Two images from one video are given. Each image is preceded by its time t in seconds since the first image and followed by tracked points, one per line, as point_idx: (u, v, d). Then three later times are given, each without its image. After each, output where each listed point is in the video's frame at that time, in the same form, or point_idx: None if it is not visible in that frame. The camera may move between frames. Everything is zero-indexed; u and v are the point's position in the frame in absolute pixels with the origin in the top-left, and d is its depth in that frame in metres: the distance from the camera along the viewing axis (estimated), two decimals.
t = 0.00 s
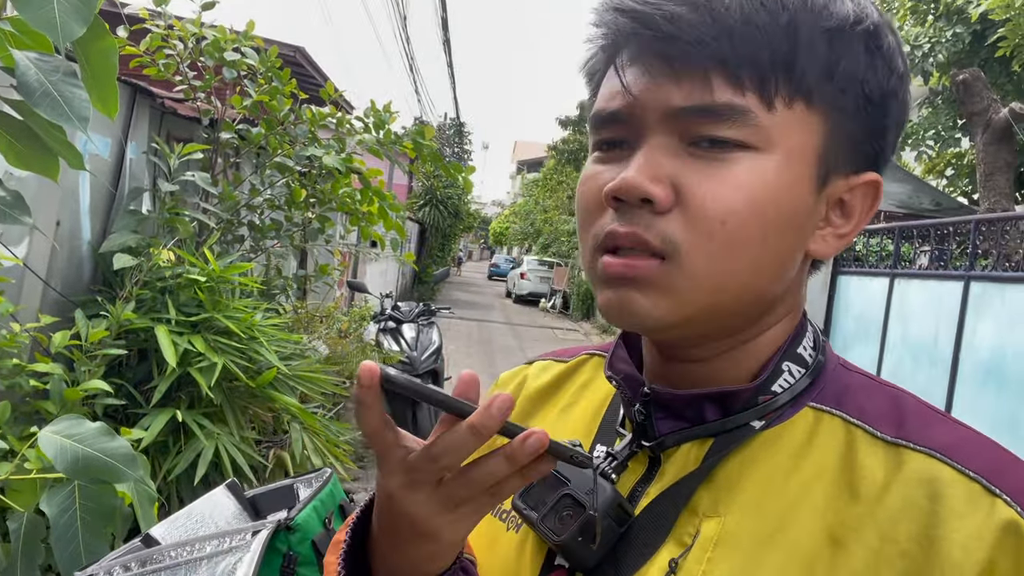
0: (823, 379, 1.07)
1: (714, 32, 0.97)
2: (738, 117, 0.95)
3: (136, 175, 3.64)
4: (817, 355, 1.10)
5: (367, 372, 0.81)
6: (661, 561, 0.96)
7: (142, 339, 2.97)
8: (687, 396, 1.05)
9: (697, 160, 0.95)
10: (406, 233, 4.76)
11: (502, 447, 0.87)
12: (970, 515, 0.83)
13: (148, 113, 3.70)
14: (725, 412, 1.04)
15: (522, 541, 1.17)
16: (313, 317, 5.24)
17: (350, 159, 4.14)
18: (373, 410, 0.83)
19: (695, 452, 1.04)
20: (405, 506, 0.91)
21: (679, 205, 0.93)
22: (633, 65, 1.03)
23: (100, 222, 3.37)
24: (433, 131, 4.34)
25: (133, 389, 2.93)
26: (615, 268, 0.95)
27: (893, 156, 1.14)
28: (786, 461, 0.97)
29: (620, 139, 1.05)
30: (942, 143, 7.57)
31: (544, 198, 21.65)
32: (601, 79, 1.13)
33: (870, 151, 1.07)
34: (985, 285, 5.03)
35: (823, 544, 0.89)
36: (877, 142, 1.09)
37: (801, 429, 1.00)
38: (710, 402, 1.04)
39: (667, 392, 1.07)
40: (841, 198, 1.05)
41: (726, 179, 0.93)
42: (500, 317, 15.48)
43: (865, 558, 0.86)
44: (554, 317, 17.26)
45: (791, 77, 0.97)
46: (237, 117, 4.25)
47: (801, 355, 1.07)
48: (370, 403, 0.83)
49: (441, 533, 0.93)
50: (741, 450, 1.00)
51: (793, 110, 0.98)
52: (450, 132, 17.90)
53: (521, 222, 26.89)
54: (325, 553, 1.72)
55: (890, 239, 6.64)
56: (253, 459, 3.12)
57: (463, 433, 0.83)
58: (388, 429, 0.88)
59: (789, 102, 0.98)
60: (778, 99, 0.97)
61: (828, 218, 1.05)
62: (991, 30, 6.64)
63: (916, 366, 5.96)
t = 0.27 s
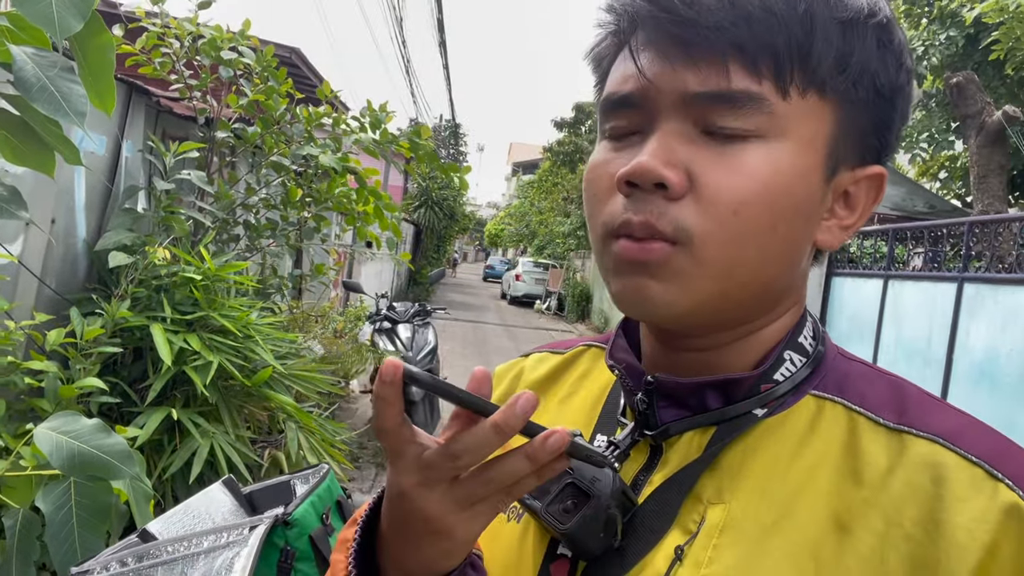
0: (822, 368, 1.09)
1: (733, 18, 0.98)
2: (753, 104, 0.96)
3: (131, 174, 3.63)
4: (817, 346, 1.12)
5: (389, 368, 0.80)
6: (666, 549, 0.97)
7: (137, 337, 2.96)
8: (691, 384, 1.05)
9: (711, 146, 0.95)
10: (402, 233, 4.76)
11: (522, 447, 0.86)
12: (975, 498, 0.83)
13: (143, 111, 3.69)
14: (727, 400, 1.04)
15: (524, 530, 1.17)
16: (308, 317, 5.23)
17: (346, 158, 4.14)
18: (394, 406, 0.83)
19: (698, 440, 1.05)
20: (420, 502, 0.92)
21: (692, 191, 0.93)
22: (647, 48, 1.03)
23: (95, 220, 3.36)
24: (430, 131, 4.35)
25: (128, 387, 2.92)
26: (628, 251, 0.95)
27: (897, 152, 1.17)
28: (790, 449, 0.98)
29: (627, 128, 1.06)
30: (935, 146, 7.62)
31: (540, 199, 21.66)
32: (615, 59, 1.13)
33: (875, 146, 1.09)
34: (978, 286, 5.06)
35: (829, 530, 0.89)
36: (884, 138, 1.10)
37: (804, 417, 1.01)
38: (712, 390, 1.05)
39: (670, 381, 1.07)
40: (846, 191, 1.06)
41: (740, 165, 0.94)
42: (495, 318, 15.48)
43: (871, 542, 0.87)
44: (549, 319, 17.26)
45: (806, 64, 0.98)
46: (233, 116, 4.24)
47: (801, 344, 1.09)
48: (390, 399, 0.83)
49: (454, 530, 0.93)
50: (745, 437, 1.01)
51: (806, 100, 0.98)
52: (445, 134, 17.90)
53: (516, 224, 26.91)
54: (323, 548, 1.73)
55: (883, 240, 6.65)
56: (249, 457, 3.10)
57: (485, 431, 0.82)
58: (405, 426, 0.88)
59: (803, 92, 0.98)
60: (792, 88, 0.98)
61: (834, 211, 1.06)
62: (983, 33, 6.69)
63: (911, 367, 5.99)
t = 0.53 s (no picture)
0: (808, 367, 1.09)
1: (720, 19, 1.00)
2: (739, 104, 0.97)
3: (125, 173, 3.62)
4: (803, 345, 1.13)
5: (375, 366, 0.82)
6: (652, 545, 0.98)
7: (131, 336, 2.95)
8: (678, 382, 1.06)
9: (696, 146, 0.97)
10: (396, 233, 4.76)
11: (507, 444, 0.87)
12: (955, 496, 0.85)
13: (137, 111, 3.68)
14: (713, 399, 1.05)
15: (512, 529, 1.19)
16: (302, 316, 5.23)
17: (340, 158, 4.14)
18: (379, 404, 0.85)
19: (684, 439, 1.06)
20: (407, 500, 0.93)
21: (679, 190, 0.94)
22: (636, 49, 1.04)
23: (88, 219, 3.35)
24: (424, 131, 4.36)
25: (121, 386, 2.92)
26: (614, 249, 0.96)
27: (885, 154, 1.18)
28: (774, 447, 0.99)
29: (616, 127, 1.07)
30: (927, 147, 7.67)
31: (534, 199, 21.69)
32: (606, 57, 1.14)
33: (861, 148, 1.10)
34: (969, 287, 5.10)
35: (811, 528, 0.90)
36: (870, 139, 1.11)
37: (788, 415, 1.02)
38: (698, 389, 1.06)
39: (658, 380, 1.08)
40: (832, 192, 1.07)
41: (726, 165, 0.95)
42: (490, 318, 15.49)
43: (853, 539, 0.88)
44: (543, 319, 17.28)
45: (791, 66, 0.99)
46: (227, 116, 4.24)
47: (787, 344, 1.10)
48: (377, 397, 0.84)
49: (441, 527, 0.94)
50: (730, 435, 1.03)
51: (792, 101, 1.00)
52: (440, 133, 17.90)
53: (511, 224, 26.93)
54: (316, 548, 1.73)
55: (876, 242, 6.73)
56: (242, 457, 3.10)
57: (471, 427, 0.84)
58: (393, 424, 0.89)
59: (789, 93, 0.99)
60: (778, 89, 0.99)
61: (818, 213, 1.07)
62: (975, 35, 6.74)
63: (903, 367, 6.03)
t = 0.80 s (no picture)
0: (807, 367, 1.10)
1: (722, 22, 1.00)
2: (740, 104, 0.97)
3: (118, 171, 3.60)
4: (802, 346, 1.13)
5: (374, 367, 0.82)
6: (651, 546, 0.98)
7: (125, 336, 2.93)
8: (677, 383, 1.07)
9: (696, 148, 0.97)
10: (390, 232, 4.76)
11: (507, 447, 0.87)
12: (953, 498, 0.86)
13: (130, 109, 3.67)
14: (713, 400, 1.06)
15: (511, 530, 1.19)
16: (296, 315, 5.21)
17: (334, 157, 4.14)
18: (378, 404, 0.85)
19: (683, 439, 1.07)
20: (407, 502, 0.93)
21: (679, 192, 0.94)
22: (637, 48, 1.05)
23: (82, 217, 3.34)
24: (419, 130, 4.35)
25: (115, 386, 2.91)
26: (612, 248, 0.96)
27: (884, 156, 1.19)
28: (774, 448, 0.99)
29: (614, 126, 1.07)
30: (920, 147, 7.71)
31: (528, 198, 21.69)
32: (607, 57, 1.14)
33: (860, 150, 1.11)
34: (962, 286, 5.13)
35: (810, 529, 0.91)
36: (869, 141, 1.12)
37: (787, 416, 1.03)
38: (697, 389, 1.06)
39: (657, 381, 1.09)
40: (831, 194, 1.08)
41: (726, 167, 0.95)
42: (484, 317, 15.49)
43: (851, 540, 0.89)
44: (537, 317, 17.29)
45: (792, 68, 1.00)
46: (221, 114, 4.22)
47: (787, 345, 1.10)
48: (376, 397, 0.84)
49: (440, 530, 0.94)
50: (729, 436, 1.03)
51: (792, 103, 1.00)
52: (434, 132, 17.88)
53: (505, 223, 26.93)
54: (312, 546, 1.73)
55: (869, 240, 6.68)
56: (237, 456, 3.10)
57: (470, 430, 0.84)
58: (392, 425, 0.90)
59: (789, 95, 1.00)
60: (779, 91, 0.99)
61: (818, 214, 1.08)
62: (968, 36, 6.78)
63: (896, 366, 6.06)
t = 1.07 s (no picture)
0: (815, 369, 1.11)
1: (728, 10, 1.01)
2: (746, 93, 0.98)
3: (112, 169, 3.57)
4: (810, 348, 1.14)
5: (393, 311, 0.80)
6: (659, 546, 0.99)
7: (119, 334, 2.92)
8: (685, 384, 1.08)
9: (700, 136, 0.97)
10: (385, 231, 4.74)
11: (533, 404, 0.84)
12: (963, 500, 0.87)
13: (124, 106, 3.64)
14: (722, 400, 1.07)
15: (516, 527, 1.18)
16: (291, 313, 5.20)
17: (329, 155, 4.13)
18: (393, 354, 0.82)
19: (691, 440, 1.07)
20: (421, 469, 0.88)
21: (682, 179, 0.95)
22: (643, 41, 1.05)
23: (75, 215, 3.31)
24: (414, 128, 4.34)
25: (109, 384, 2.89)
26: (616, 241, 0.96)
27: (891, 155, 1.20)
28: (783, 448, 1.00)
29: (621, 116, 1.08)
30: (912, 146, 7.76)
31: (522, 197, 21.69)
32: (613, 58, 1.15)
33: (869, 148, 1.11)
34: (955, 285, 5.16)
35: (820, 531, 0.91)
36: (876, 140, 1.12)
37: (796, 416, 1.04)
38: (706, 389, 1.07)
39: (666, 381, 1.10)
40: (838, 192, 1.08)
41: (732, 156, 0.95)
42: (478, 316, 15.47)
43: (860, 541, 0.89)
44: (531, 316, 17.29)
45: (800, 59, 1.01)
46: (215, 111, 4.20)
47: (795, 345, 1.12)
48: (393, 347, 0.81)
49: (457, 498, 0.89)
50: (738, 437, 1.03)
51: (799, 93, 1.01)
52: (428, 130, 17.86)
53: (499, 222, 26.92)
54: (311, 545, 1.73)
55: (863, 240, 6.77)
56: (232, 455, 3.08)
57: (496, 381, 0.81)
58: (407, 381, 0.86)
59: (796, 86, 1.01)
60: (785, 80, 1.00)
61: (824, 212, 1.08)
62: (961, 36, 6.83)
63: (889, 365, 6.10)
